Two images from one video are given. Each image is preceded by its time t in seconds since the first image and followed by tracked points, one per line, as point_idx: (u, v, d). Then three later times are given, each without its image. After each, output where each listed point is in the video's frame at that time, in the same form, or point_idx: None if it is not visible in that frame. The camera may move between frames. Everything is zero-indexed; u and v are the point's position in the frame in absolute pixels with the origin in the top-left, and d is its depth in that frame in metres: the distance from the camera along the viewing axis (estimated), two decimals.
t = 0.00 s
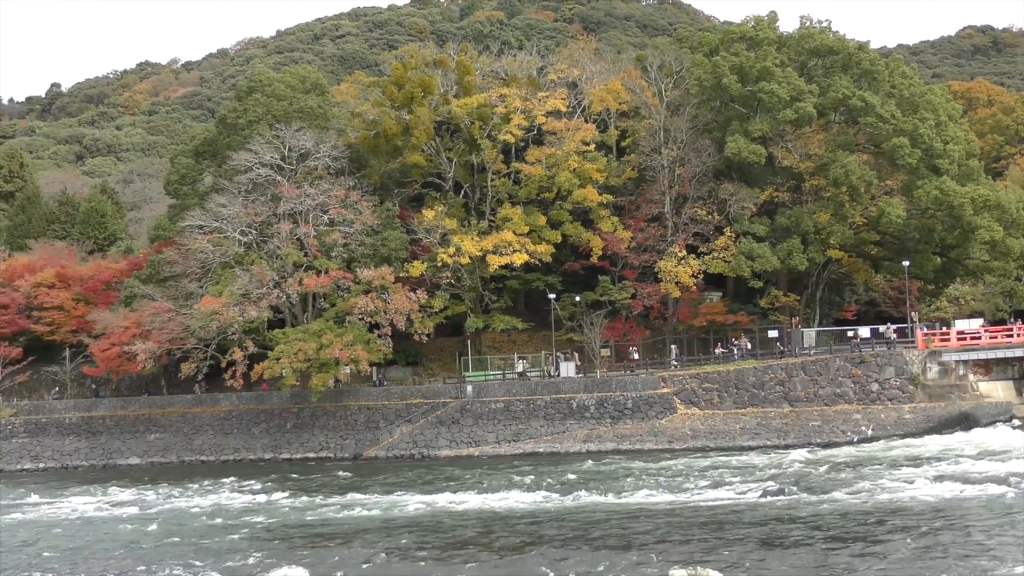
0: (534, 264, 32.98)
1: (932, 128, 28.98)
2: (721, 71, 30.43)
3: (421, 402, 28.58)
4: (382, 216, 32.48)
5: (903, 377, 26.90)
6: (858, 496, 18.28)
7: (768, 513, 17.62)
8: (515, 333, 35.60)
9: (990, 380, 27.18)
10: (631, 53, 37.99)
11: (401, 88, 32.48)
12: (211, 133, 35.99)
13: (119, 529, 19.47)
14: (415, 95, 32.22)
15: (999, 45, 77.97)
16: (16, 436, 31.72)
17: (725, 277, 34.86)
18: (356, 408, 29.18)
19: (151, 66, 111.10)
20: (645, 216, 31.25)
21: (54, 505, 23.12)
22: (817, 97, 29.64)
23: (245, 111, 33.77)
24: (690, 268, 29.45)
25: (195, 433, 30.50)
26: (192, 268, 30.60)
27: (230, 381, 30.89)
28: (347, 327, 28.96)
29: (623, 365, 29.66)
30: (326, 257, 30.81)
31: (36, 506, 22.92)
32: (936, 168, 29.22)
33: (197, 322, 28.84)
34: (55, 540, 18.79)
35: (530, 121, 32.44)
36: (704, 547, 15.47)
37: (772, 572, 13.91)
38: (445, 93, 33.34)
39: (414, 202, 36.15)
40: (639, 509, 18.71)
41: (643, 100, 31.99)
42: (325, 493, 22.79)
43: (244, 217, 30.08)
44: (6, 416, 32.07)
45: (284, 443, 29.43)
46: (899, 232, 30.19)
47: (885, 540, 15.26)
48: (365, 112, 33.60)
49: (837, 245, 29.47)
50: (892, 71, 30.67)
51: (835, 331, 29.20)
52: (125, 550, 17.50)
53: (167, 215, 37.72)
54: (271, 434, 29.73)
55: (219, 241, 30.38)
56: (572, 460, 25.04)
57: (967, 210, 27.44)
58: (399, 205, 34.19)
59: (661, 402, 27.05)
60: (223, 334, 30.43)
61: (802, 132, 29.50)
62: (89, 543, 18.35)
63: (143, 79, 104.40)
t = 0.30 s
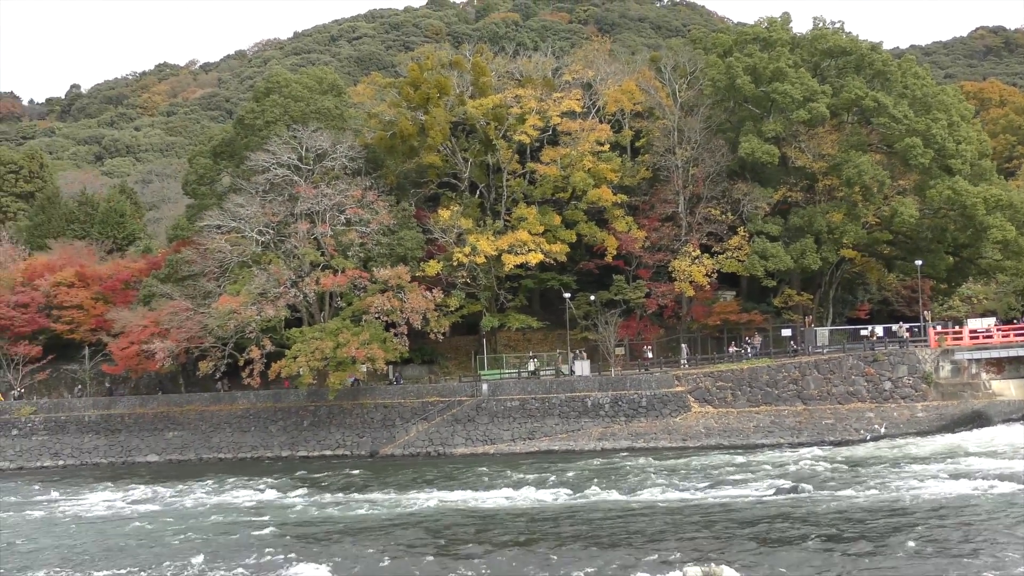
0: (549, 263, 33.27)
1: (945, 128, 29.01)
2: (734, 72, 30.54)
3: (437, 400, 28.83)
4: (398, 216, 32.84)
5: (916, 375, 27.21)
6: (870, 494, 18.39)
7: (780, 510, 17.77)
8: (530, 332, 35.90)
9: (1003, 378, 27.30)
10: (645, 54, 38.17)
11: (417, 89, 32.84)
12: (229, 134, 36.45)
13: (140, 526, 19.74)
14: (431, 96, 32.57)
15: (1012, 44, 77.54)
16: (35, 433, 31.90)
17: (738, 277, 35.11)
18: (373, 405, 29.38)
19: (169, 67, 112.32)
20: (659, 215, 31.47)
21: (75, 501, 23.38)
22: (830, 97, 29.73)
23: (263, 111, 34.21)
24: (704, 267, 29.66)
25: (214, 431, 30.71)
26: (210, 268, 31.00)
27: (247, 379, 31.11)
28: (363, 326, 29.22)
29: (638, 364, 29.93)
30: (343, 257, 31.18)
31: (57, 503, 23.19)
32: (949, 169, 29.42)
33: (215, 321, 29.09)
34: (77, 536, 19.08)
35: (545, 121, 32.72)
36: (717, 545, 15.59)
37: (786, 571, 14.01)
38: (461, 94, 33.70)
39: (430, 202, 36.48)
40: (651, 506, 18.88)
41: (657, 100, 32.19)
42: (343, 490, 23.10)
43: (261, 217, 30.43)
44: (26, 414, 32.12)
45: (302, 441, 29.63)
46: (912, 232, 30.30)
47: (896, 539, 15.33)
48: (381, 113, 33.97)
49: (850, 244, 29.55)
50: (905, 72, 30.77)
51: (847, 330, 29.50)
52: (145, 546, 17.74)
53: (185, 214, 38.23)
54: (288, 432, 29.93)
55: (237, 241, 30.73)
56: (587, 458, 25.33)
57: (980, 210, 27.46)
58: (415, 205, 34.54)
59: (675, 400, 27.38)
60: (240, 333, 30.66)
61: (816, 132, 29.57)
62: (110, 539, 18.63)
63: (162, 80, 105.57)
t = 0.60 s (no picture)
0: (562, 261, 33.37)
1: (958, 128, 28.88)
2: (747, 72, 30.51)
3: (451, 399, 28.89)
4: (412, 216, 33.03)
5: (930, 374, 27.32)
6: (884, 494, 18.35)
7: (794, 510, 17.76)
8: (544, 331, 36.03)
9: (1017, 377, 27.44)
10: (659, 53, 38.20)
11: (430, 88, 33.08)
12: (243, 133, 36.72)
13: (154, 524, 19.86)
14: (445, 95, 32.78)
15: None
16: (52, 432, 31.67)
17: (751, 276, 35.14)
18: (386, 404, 29.38)
19: (184, 67, 113.28)
20: (673, 215, 31.53)
21: (91, 499, 23.61)
22: (844, 96, 29.64)
23: (277, 111, 34.49)
24: (717, 266, 29.70)
25: (228, 429, 30.57)
26: (225, 267, 31.15)
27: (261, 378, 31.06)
28: (377, 325, 29.31)
29: (651, 363, 30.03)
30: (356, 256, 31.36)
31: (74, 500, 23.43)
32: (963, 168, 29.33)
33: (229, 320, 29.32)
34: (94, 533, 19.23)
35: (558, 121, 32.85)
36: (730, 546, 15.53)
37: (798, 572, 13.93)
38: (474, 93, 33.88)
39: (444, 201, 36.62)
40: (664, 505, 18.92)
41: (670, 100, 32.28)
42: (356, 489, 23.21)
43: (275, 216, 30.56)
44: (42, 412, 31.87)
45: (315, 439, 29.54)
46: (926, 231, 30.28)
47: (909, 540, 15.26)
48: (395, 112, 34.09)
49: (863, 243, 29.59)
50: (918, 71, 30.62)
51: (861, 329, 29.34)
52: (159, 545, 17.84)
53: (199, 214, 38.55)
54: (302, 431, 29.82)
55: (252, 240, 30.96)
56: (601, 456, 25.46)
57: (994, 209, 27.37)
58: (428, 204, 34.69)
59: (688, 398, 27.47)
60: (254, 331, 30.72)
61: (829, 131, 29.49)
62: (124, 537, 18.76)
63: (177, 80, 106.51)
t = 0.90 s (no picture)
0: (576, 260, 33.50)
1: (973, 126, 28.74)
2: (762, 70, 30.47)
3: (465, 397, 29.03)
4: (426, 214, 33.22)
5: (944, 373, 27.16)
6: (897, 493, 18.35)
7: (807, 509, 17.79)
8: (558, 329, 36.17)
9: None
10: (673, 51, 38.21)
11: (444, 87, 33.38)
12: (258, 132, 37.00)
13: (169, 522, 20.03)
14: (459, 94, 32.99)
15: None
16: (68, 429, 31.80)
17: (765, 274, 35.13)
18: (400, 402, 29.52)
19: (199, 66, 114.12)
20: (686, 213, 31.59)
21: (107, 496, 23.86)
22: (857, 95, 29.58)
23: (292, 110, 34.71)
24: (731, 265, 29.71)
25: (242, 427, 30.69)
26: (239, 265, 31.29)
27: (275, 376, 31.18)
28: (391, 323, 29.48)
29: (665, 361, 30.10)
30: (371, 254, 31.52)
31: (90, 498, 23.70)
32: (978, 166, 29.21)
33: (243, 318, 29.36)
34: (112, 530, 19.46)
35: (572, 119, 32.98)
36: (743, 545, 15.55)
37: (811, 571, 13.96)
38: (488, 92, 34.04)
39: (458, 200, 36.73)
40: (677, 504, 19.00)
41: (684, 98, 32.32)
42: (370, 487, 23.35)
43: (290, 215, 30.73)
44: (57, 410, 31.94)
45: (329, 438, 29.69)
46: (940, 229, 30.24)
47: (922, 539, 15.27)
48: (409, 111, 34.28)
49: (877, 241, 29.52)
50: (934, 69, 30.47)
51: (875, 327, 29.15)
52: (175, 542, 18.02)
53: (214, 212, 38.88)
54: (316, 429, 29.96)
55: (266, 238, 31.07)
56: (615, 455, 25.57)
57: (1009, 208, 27.25)
58: (442, 203, 34.90)
59: (702, 397, 27.50)
60: (269, 330, 30.92)
61: (843, 129, 29.40)
62: (141, 534, 18.96)
63: (192, 79, 107.28)
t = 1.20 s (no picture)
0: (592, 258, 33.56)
1: (992, 123, 28.51)
2: (778, 68, 30.34)
3: (481, 395, 29.15)
4: (442, 213, 33.38)
5: (962, 372, 27.00)
6: (914, 492, 18.24)
7: (822, 508, 17.74)
8: (574, 327, 36.27)
9: None
10: (689, 49, 38.18)
11: (460, 85, 33.51)
12: (275, 131, 37.29)
13: (187, 519, 20.24)
14: (475, 92, 33.07)
15: None
16: (85, 428, 32.09)
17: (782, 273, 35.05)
18: (416, 400, 29.65)
19: (216, 66, 115.06)
20: (703, 211, 31.58)
21: (124, 494, 24.15)
22: (875, 93, 29.39)
23: (308, 109, 34.93)
24: (748, 263, 29.67)
25: (259, 426, 30.84)
26: (255, 263, 31.49)
27: (292, 374, 31.28)
28: (407, 322, 29.64)
29: (681, 360, 30.15)
30: (387, 253, 31.63)
31: (107, 496, 23.99)
32: (996, 164, 28.98)
33: (260, 317, 29.47)
34: (131, 528, 19.67)
35: (588, 117, 33.04)
36: (758, 544, 15.56)
37: (826, 572, 13.89)
38: (504, 90, 34.15)
39: (474, 197, 36.89)
40: (692, 503, 19.02)
41: (700, 96, 32.30)
42: (385, 486, 23.46)
43: (306, 213, 30.89)
44: (76, 408, 32.28)
45: (346, 436, 29.83)
46: (958, 227, 30.10)
47: (938, 539, 15.19)
48: (425, 110, 34.42)
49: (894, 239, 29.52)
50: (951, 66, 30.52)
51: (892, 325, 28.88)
52: (192, 540, 18.20)
53: (231, 210, 39.23)
54: (332, 427, 30.09)
55: (282, 237, 31.19)
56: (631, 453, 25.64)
57: None
58: (458, 201, 35.07)
59: (718, 396, 27.52)
60: (285, 328, 31.11)
61: (861, 127, 29.28)
62: (158, 532, 19.14)
63: (209, 77, 108.23)
